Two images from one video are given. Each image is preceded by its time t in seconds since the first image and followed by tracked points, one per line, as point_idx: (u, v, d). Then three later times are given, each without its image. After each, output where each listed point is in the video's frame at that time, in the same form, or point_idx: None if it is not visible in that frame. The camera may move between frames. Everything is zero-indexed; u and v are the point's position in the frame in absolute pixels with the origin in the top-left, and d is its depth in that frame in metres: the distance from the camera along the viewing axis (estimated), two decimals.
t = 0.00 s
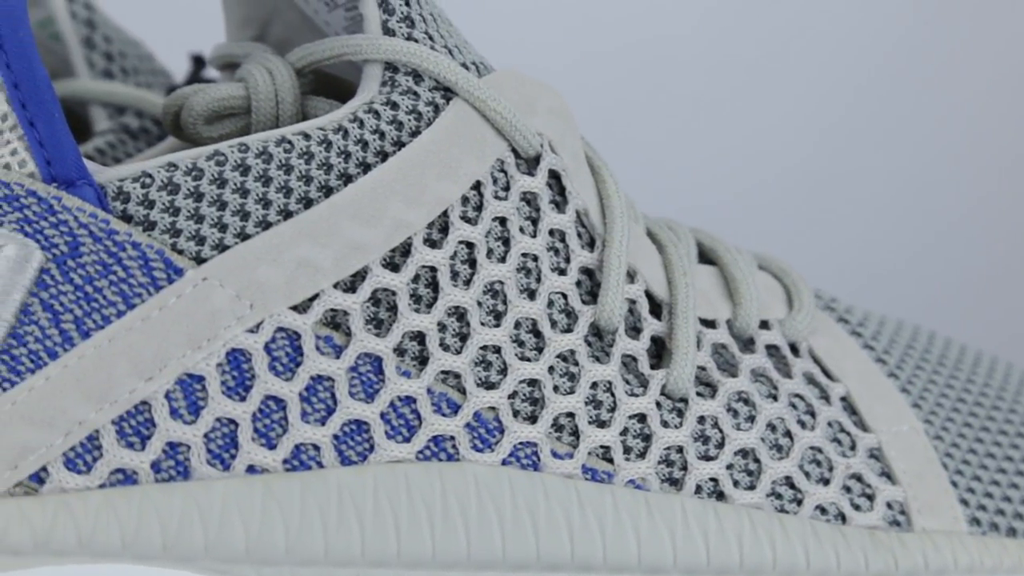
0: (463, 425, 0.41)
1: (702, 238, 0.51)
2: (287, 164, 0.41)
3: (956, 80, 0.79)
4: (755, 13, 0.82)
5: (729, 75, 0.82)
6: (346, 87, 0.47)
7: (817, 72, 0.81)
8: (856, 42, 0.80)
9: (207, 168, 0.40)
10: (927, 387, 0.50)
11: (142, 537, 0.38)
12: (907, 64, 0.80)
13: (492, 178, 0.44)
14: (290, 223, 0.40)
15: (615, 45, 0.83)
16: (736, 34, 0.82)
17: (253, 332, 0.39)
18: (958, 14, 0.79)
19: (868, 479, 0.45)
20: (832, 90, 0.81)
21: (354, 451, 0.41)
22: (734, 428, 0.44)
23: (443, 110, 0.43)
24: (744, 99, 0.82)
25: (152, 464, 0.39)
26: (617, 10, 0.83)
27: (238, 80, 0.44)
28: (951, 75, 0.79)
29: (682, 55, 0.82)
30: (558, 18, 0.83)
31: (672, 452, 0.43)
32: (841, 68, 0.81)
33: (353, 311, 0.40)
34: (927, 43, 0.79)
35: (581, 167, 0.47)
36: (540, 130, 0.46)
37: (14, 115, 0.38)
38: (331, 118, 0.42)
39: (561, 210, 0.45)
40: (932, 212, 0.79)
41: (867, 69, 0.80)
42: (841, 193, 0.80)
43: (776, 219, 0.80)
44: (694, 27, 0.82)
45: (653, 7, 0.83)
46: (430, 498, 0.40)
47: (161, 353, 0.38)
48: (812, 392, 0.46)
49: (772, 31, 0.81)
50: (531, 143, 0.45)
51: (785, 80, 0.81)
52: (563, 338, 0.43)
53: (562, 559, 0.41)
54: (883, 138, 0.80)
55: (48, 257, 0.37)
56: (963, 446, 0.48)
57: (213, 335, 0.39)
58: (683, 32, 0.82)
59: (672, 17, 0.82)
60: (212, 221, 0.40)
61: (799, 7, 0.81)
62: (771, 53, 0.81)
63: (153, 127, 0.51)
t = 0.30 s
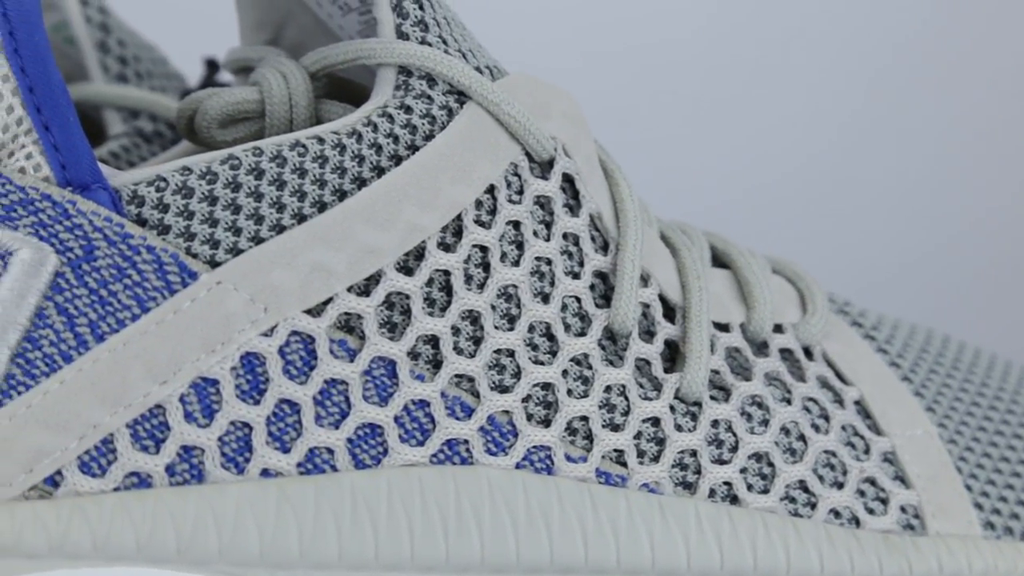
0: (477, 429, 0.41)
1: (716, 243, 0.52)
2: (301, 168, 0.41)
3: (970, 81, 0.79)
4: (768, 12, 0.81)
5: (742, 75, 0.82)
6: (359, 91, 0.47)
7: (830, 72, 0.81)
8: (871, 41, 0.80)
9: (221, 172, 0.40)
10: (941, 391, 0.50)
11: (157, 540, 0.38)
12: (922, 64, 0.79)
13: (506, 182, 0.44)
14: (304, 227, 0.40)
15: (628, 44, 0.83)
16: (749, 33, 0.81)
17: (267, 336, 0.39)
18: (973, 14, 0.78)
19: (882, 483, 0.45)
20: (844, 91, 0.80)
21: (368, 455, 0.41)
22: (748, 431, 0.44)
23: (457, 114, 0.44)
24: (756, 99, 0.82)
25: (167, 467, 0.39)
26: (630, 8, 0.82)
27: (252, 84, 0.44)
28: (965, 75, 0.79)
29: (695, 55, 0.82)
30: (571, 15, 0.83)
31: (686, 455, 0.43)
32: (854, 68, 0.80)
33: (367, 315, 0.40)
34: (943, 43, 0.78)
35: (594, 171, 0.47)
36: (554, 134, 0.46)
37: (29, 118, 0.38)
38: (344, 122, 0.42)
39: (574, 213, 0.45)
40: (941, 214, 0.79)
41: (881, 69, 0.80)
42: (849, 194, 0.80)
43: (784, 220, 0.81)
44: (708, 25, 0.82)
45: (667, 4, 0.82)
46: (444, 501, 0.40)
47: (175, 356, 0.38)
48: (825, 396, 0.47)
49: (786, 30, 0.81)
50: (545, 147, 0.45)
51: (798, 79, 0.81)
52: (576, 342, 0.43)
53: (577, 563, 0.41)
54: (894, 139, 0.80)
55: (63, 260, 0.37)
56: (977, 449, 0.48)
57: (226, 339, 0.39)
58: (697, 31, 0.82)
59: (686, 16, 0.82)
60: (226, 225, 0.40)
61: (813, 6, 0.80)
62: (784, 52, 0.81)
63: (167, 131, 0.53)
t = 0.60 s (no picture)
0: (489, 432, 0.41)
1: (727, 246, 0.52)
2: (313, 171, 0.41)
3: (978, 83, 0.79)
4: (774, 12, 0.80)
5: (748, 75, 0.81)
6: (370, 94, 0.48)
7: (837, 73, 0.80)
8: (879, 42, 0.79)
9: (234, 175, 0.40)
10: (953, 394, 0.50)
11: (169, 544, 0.38)
12: (929, 65, 0.79)
13: (518, 185, 0.44)
14: (317, 230, 0.40)
15: (634, 45, 0.82)
16: (756, 33, 0.81)
17: (280, 338, 0.39)
18: (979, 16, 0.78)
19: (895, 486, 0.45)
20: (851, 92, 0.80)
21: (380, 458, 0.41)
22: (760, 434, 0.44)
23: (469, 117, 0.44)
24: (763, 100, 0.81)
25: (179, 470, 0.39)
26: (637, 10, 0.82)
27: (265, 87, 0.45)
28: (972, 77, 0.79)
29: (701, 55, 0.81)
30: (576, 17, 0.82)
31: (698, 458, 0.43)
32: (861, 69, 0.80)
33: (380, 318, 0.40)
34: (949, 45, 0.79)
35: (605, 173, 0.47)
36: (565, 137, 0.46)
37: (42, 122, 0.38)
38: (356, 126, 0.43)
39: (586, 216, 0.45)
40: (948, 216, 0.79)
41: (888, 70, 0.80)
42: (858, 197, 0.80)
43: (793, 222, 0.81)
44: (714, 26, 0.81)
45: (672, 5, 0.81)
46: (456, 504, 0.40)
47: (188, 359, 0.38)
48: (838, 399, 0.47)
49: (792, 30, 0.80)
50: (557, 150, 0.45)
51: (804, 80, 0.81)
52: (588, 345, 0.43)
53: (589, 566, 0.41)
54: (902, 142, 0.80)
55: (76, 263, 0.37)
56: (989, 453, 0.48)
57: (239, 342, 0.39)
58: (703, 32, 0.81)
59: (691, 17, 0.81)
60: (239, 228, 0.40)
61: (820, 6, 0.80)
62: (791, 53, 0.81)
63: (180, 135, 0.53)
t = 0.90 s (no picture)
0: (501, 434, 0.41)
1: (741, 248, 0.53)
2: (326, 173, 0.41)
3: (987, 84, 0.78)
4: (780, 12, 0.81)
5: (754, 75, 0.81)
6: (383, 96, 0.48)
7: (841, 73, 0.81)
8: (885, 42, 0.80)
9: (247, 178, 0.40)
10: (967, 396, 0.51)
11: (183, 547, 0.38)
12: (939, 65, 0.79)
13: (530, 188, 0.44)
14: (330, 233, 0.40)
15: (639, 45, 0.82)
16: (762, 33, 0.81)
17: (293, 341, 0.39)
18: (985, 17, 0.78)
19: (908, 488, 0.45)
20: (855, 91, 0.81)
21: (393, 460, 0.40)
22: (773, 437, 0.44)
23: (482, 119, 0.44)
24: (770, 101, 0.82)
25: (192, 472, 0.39)
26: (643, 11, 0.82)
27: (278, 89, 0.45)
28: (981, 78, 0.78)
29: (706, 55, 0.82)
30: (580, 18, 0.83)
31: (710, 461, 0.43)
32: (868, 69, 0.80)
33: (392, 321, 0.40)
34: (957, 45, 0.78)
35: (618, 176, 0.47)
36: (578, 140, 0.46)
37: (56, 124, 0.37)
38: (368, 128, 0.42)
39: (599, 219, 0.46)
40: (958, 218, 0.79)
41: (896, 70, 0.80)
42: (866, 198, 0.80)
43: (801, 225, 0.81)
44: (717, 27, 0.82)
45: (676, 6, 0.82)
46: (469, 506, 0.40)
47: (201, 362, 0.38)
48: (851, 401, 0.47)
49: (797, 30, 0.81)
50: (570, 153, 0.45)
51: (810, 81, 0.81)
52: (601, 347, 0.43)
53: (601, 568, 0.41)
54: (910, 143, 0.80)
55: (89, 266, 0.37)
56: (1003, 455, 0.48)
57: (252, 345, 0.39)
58: (709, 33, 0.82)
59: (693, 17, 0.82)
60: (252, 230, 0.39)
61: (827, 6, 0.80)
62: (797, 53, 0.81)
63: (192, 137, 0.53)
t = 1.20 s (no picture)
0: (515, 436, 0.41)
1: (753, 250, 0.53)
2: (339, 176, 0.41)
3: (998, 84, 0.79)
4: (783, 15, 0.82)
5: (758, 74, 0.83)
6: (396, 99, 0.49)
7: (845, 71, 0.81)
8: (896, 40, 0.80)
9: (260, 180, 0.40)
10: (980, 399, 0.51)
11: (196, 548, 0.38)
12: (950, 62, 0.79)
13: (544, 191, 0.44)
14: (344, 236, 0.40)
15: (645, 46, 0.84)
16: (772, 32, 0.82)
17: (306, 343, 0.39)
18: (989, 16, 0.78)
19: (921, 491, 0.45)
20: (860, 90, 0.81)
21: (406, 462, 0.40)
22: (786, 439, 0.44)
23: (495, 122, 0.44)
24: (775, 99, 0.82)
25: (206, 475, 0.39)
26: (655, 13, 0.84)
27: (291, 92, 0.46)
28: (992, 76, 0.79)
29: (718, 53, 0.83)
30: (592, 19, 0.85)
31: (724, 463, 0.43)
32: (878, 67, 0.81)
33: (406, 323, 0.40)
34: (968, 42, 0.79)
35: (630, 180, 0.47)
36: (592, 142, 0.46)
37: (69, 127, 0.37)
38: (381, 131, 0.42)
39: (612, 221, 0.46)
40: (971, 218, 0.79)
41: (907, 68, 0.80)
42: (877, 196, 0.80)
43: (808, 222, 0.80)
44: (728, 27, 0.83)
45: (686, 8, 0.84)
46: (482, 509, 0.40)
47: (215, 363, 0.38)
48: (864, 404, 0.47)
49: (807, 29, 0.82)
50: (583, 155, 0.45)
51: (820, 78, 0.82)
52: (614, 349, 0.43)
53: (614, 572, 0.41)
54: (922, 142, 0.80)
55: (103, 268, 0.37)
56: (1017, 458, 0.48)
57: (266, 346, 0.39)
58: (713, 34, 0.84)
59: (704, 19, 0.84)
60: (265, 232, 0.39)
61: (830, 8, 0.82)
62: (807, 50, 0.82)
63: (205, 139, 0.54)
